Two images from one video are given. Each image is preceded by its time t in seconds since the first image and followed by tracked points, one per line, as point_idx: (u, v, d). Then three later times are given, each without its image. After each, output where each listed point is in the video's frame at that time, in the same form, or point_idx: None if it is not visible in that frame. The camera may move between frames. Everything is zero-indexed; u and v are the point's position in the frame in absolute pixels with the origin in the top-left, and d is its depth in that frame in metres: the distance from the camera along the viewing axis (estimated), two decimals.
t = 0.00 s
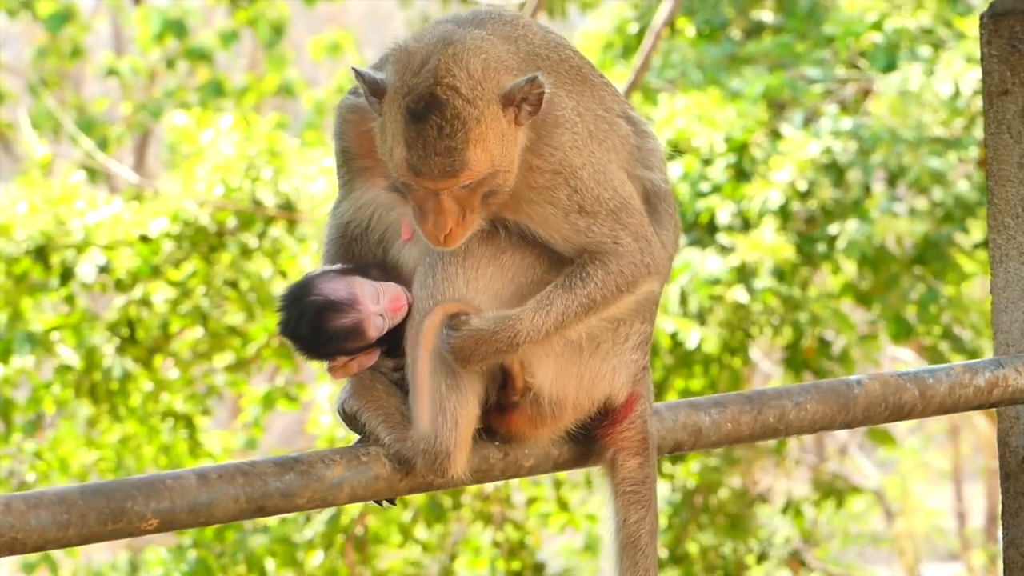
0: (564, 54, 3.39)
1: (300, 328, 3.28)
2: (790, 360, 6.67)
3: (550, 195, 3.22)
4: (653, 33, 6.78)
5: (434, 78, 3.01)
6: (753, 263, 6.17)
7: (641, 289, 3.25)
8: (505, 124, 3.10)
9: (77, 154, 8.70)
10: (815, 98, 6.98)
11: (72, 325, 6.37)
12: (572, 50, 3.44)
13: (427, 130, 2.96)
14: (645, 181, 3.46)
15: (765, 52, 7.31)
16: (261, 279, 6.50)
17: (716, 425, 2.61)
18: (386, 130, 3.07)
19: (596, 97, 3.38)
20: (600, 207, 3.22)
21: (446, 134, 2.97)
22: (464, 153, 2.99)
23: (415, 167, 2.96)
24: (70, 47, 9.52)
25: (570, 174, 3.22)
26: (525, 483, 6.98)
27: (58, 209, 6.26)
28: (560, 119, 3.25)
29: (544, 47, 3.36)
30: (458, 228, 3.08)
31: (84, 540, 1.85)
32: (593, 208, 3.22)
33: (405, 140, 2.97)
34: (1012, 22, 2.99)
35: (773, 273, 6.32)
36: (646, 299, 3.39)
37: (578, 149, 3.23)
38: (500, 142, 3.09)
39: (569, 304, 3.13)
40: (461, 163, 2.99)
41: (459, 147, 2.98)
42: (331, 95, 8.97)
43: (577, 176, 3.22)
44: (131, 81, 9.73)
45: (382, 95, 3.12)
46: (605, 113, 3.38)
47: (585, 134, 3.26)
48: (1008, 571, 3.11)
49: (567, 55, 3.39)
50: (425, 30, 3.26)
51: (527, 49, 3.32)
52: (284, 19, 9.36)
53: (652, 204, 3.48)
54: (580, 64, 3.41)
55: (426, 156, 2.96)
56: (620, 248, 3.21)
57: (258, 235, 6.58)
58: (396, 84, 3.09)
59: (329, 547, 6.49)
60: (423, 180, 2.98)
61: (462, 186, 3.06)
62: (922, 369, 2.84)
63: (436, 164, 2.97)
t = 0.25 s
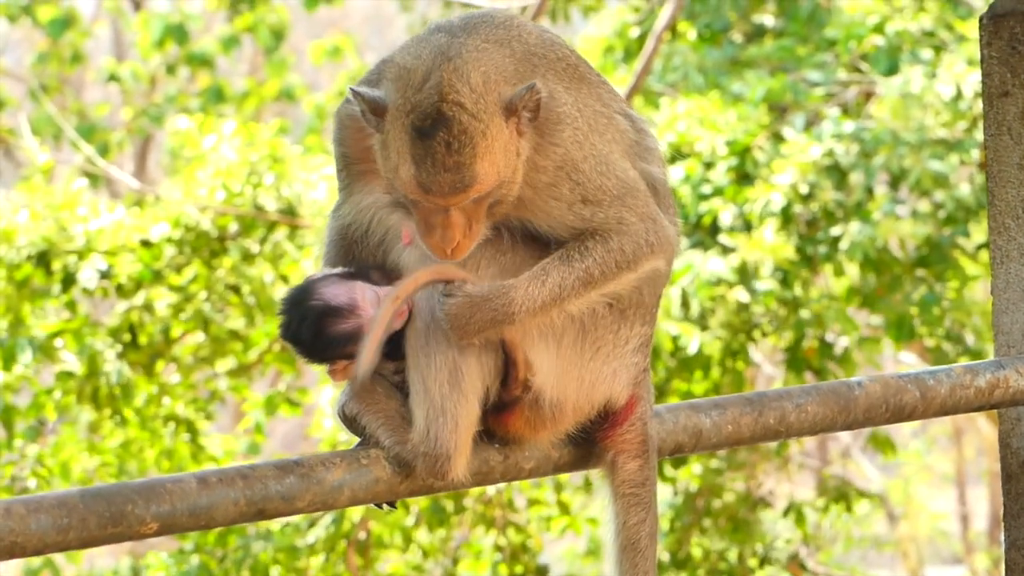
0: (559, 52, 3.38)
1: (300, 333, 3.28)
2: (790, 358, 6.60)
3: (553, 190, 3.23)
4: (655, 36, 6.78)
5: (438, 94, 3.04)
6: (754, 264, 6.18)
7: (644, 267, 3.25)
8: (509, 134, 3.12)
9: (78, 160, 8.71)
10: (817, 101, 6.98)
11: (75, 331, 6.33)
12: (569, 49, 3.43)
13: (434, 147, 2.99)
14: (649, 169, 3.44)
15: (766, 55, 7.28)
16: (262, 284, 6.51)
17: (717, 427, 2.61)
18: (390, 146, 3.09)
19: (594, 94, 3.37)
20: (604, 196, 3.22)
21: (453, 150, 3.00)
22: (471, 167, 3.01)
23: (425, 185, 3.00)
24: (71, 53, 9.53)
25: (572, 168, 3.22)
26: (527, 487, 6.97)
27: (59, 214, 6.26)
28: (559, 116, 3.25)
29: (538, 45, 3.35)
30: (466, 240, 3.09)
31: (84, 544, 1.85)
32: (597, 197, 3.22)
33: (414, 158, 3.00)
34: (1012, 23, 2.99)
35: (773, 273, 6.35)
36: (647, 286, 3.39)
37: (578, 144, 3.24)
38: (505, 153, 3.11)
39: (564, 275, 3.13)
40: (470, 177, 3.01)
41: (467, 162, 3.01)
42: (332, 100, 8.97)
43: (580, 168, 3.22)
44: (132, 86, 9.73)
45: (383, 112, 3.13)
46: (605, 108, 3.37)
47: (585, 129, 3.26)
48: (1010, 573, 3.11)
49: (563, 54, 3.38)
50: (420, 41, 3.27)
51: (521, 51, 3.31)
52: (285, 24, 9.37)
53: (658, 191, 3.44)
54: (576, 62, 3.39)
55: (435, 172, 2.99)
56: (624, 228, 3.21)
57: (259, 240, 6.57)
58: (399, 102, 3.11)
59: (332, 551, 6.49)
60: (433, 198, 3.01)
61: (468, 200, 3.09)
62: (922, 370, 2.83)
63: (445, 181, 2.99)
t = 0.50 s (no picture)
0: (566, 53, 3.37)
1: (305, 334, 3.18)
2: (794, 358, 6.65)
3: (559, 190, 3.23)
4: (657, 39, 6.79)
5: (448, 98, 3.03)
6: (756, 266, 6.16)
7: (647, 264, 3.25)
8: (516, 141, 3.13)
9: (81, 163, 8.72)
10: (819, 103, 6.98)
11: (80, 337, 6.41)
12: (574, 50, 3.43)
13: (440, 151, 2.99)
14: (653, 169, 3.44)
15: (767, 57, 7.22)
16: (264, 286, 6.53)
17: (718, 428, 2.61)
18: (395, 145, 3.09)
19: (599, 95, 3.37)
20: (609, 194, 3.23)
21: (459, 156, 3.00)
22: (476, 174, 3.02)
23: (427, 188, 2.99)
24: (74, 56, 9.54)
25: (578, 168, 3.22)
26: (529, 489, 6.98)
27: (63, 219, 6.29)
28: (565, 117, 3.25)
29: (547, 46, 3.35)
30: (463, 241, 3.10)
31: (86, 547, 1.85)
32: (604, 196, 3.22)
33: (419, 160, 2.99)
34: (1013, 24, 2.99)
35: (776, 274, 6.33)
36: (650, 286, 3.40)
37: (584, 143, 3.23)
38: (509, 161, 3.11)
39: (567, 269, 3.13)
40: (472, 184, 3.01)
41: (471, 168, 3.01)
42: (334, 102, 8.98)
43: (585, 167, 3.22)
44: (134, 89, 9.74)
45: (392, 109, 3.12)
46: (609, 107, 3.37)
47: (593, 129, 3.26)
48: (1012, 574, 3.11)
49: (570, 56, 3.38)
50: (431, 40, 3.26)
51: (530, 52, 3.30)
52: (287, 27, 9.39)
53: (662, 192, 3.44)
54: (580, 63, 3.39)
55: (438, 176, 2.99)
56: (629, 225, 3.21)
57: (262, 243, 6.55)
58: (409, 101, 3.10)
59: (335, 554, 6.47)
60: (434, 202, 3.01)
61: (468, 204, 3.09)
62: (924, 371, 2.83)
63: (447, 186, 2.99)
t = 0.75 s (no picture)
0: (564, 59, 3.38)
1: (303, 342, 3.19)
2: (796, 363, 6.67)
3: (555, 195, 3.23)
4: (655, 43, 6.80)
5: (435, 101, 3.03)
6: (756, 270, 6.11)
7: (642, 269, 3.25)
8: (505, 149, 3.14)
9: (80, 168, 8.72)
10: (817, 107, 6.99)
11: (77, 343, 6.42)
12: (572, 57, 3.43)
13: (423, 154, 2.98)
14: (651, 175, 3.44)
15: (766, 61, 7.22)
16: (263, 292, 6.56)
17: (715, 433, 2.62)
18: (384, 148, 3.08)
19: (598, 102, 3.37)
20: (607, 200, 3.23)
21: (442, 159, 2.99)
22: (459, 179, 3.00)
23: (409, 190, 2.98)
24: (73, 62, 9.55)
25: (574, 172, 3.23)
26: (529, 493, 6.98)
27: (61, 224, 6.26)
28: (561, 125, 3.26)
29: (544, 52, 3.36)
30: (449, 245, 3.10)
31: (83, 552, 1.86)
32: (600, 201, 3.23)
33: (402, 162, 2.98)
34: (1011, 28, 2.99)
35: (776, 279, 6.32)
36: (646, 290, 3.41)
37: (581, 149, 3.24)
38: (495, 165, 3.11)
39: (561, 267, 3.13)
40: (455, 189, 3.00)
41: (455, 173, 3.00)
42: (333, 107, 8.99)
43: (583, 172, 3.23)
44: (133, 95, 9.75)
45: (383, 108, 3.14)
46: (607, 115, 3.37)
47: (589, 135, 3.27)
48: None
49: (568, 62, 3.38)
50: (428, 44, 3.27)
51: (527, 59, 3.32)
52: (286, 32, 9.40)
53: (659, 198, 3.44)
54: (579, 70, 3.40)
55: (421, 179, 2.97)
56: (626, 229, 3.22)
57: (261, 248, 6.58)
58: (399, 102, 3.10)
59: (334, 561, 6.44)
60: (416, 205, 2.99)
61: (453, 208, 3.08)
62: (922, 375, 2.84)
63: (430, 189, 2.98)
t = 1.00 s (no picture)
0: (563, 62, 3.38)
1: (301, 346, 3.13)
2: (797, 371, 6.69)
3: (551, 197, 3.23)
4: (652, 48, 6.81)
5: (422, 97, 3.05)
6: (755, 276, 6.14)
7: (640, 274, 3.24)
8: (495, 147, 3.15)
9: (78, 176, 8.73)
10: (814, 112, 6.99)
11: (75, 350, 6.30)
12: (573, 59, 3.43)
13: (408, 149, 3.01)
14: (649, 179, 3.43)
15: (763, 66, 7.34)
16: (261, 298, 6.54)
17: (714, 435, 2.62)
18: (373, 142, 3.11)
19: (597, 105, 3.37)
20: (603, 203, 3.22)
21: (425, 155, 3.01)
22: (442, 176, 3.03)
23: (393, 183, 3.01)
24: (70, 69, 9.55)
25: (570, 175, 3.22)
26: (528, 499, 6.97)
27: (59, 231, 6.27)
28: (557, 126, 3.26)
29: (543, 55, 3.36)
30: (439, 238, 3.12)
31: (83, 555, 1.86)
32: (597, 205, 3.22)
33: (387, 155, 3.01)
34: (1007, 30, 2.99)
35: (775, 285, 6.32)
36: (645, 294, 3.39)
37: (577, 151, 3.24)
38: (483, 163, 3.12)
39: (559, 274, 3.11)
40: (437, 184, 3.02)
41: (437, 170, 3.03)
42: (331, 114, 9.00)
43: (579, 175, 3.22)
44: (131, 102, 9.76)
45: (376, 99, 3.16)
46: (607, 118, 3.36)
47: (586, 138, 3.27)
48: None
49: (567, 65, 3.37)
50: (426, 41, 3.29)
51: (526, 61, 3.32)
52: (284, 39, 9.41)
53: (657, 202, 3.43)
54: (580, 73, 3.39)
55: (405, 173, 3.00)
56: (623, 234, 3.20)
57: (258, 254, 6.59)
58: (388, 95, 3.12)
59: (333, 568, 6.44)
60: (399, 198, 3.02)
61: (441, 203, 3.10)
62: (920, 377, 2.84)
63: (413, 184, 3.00)
